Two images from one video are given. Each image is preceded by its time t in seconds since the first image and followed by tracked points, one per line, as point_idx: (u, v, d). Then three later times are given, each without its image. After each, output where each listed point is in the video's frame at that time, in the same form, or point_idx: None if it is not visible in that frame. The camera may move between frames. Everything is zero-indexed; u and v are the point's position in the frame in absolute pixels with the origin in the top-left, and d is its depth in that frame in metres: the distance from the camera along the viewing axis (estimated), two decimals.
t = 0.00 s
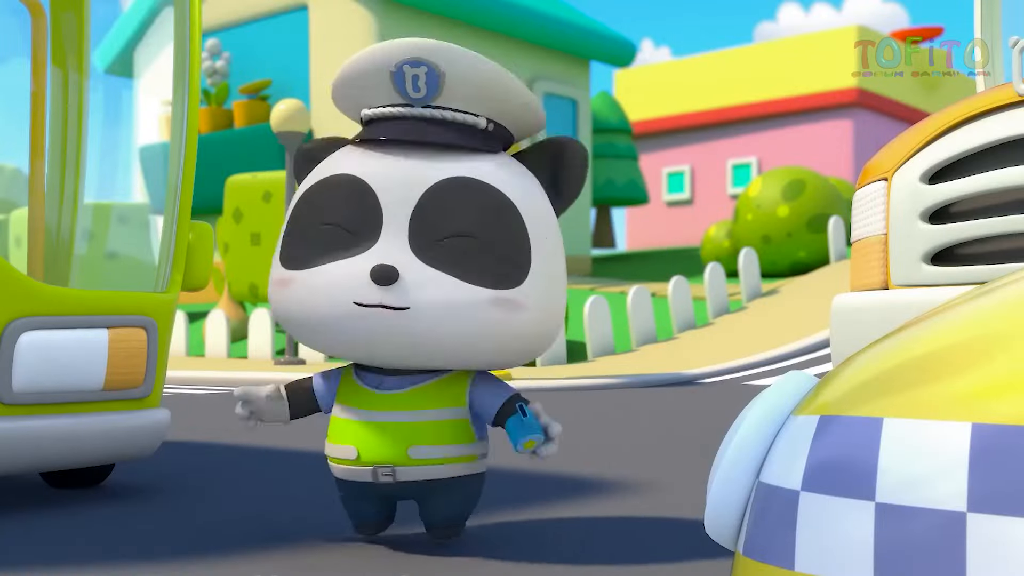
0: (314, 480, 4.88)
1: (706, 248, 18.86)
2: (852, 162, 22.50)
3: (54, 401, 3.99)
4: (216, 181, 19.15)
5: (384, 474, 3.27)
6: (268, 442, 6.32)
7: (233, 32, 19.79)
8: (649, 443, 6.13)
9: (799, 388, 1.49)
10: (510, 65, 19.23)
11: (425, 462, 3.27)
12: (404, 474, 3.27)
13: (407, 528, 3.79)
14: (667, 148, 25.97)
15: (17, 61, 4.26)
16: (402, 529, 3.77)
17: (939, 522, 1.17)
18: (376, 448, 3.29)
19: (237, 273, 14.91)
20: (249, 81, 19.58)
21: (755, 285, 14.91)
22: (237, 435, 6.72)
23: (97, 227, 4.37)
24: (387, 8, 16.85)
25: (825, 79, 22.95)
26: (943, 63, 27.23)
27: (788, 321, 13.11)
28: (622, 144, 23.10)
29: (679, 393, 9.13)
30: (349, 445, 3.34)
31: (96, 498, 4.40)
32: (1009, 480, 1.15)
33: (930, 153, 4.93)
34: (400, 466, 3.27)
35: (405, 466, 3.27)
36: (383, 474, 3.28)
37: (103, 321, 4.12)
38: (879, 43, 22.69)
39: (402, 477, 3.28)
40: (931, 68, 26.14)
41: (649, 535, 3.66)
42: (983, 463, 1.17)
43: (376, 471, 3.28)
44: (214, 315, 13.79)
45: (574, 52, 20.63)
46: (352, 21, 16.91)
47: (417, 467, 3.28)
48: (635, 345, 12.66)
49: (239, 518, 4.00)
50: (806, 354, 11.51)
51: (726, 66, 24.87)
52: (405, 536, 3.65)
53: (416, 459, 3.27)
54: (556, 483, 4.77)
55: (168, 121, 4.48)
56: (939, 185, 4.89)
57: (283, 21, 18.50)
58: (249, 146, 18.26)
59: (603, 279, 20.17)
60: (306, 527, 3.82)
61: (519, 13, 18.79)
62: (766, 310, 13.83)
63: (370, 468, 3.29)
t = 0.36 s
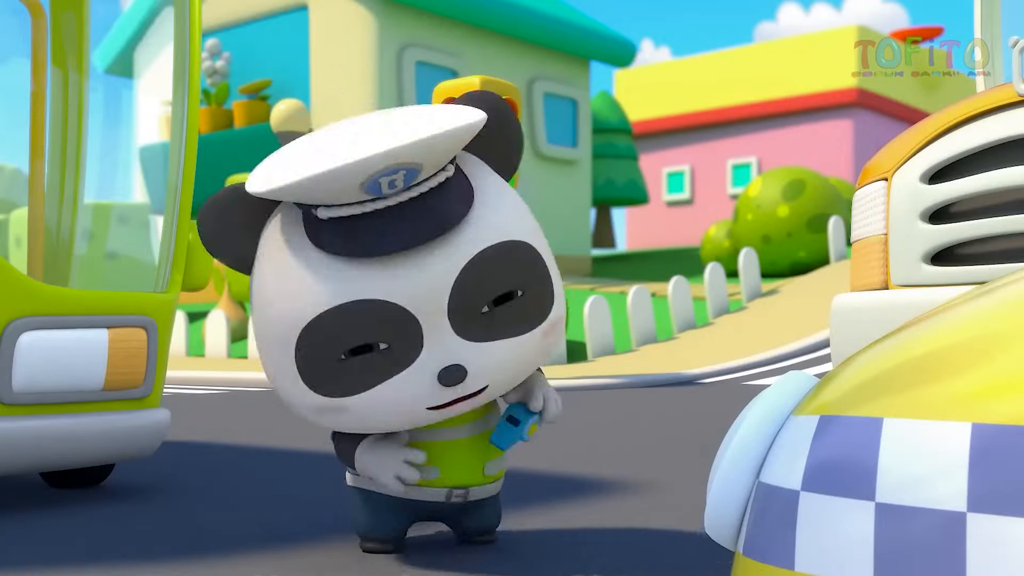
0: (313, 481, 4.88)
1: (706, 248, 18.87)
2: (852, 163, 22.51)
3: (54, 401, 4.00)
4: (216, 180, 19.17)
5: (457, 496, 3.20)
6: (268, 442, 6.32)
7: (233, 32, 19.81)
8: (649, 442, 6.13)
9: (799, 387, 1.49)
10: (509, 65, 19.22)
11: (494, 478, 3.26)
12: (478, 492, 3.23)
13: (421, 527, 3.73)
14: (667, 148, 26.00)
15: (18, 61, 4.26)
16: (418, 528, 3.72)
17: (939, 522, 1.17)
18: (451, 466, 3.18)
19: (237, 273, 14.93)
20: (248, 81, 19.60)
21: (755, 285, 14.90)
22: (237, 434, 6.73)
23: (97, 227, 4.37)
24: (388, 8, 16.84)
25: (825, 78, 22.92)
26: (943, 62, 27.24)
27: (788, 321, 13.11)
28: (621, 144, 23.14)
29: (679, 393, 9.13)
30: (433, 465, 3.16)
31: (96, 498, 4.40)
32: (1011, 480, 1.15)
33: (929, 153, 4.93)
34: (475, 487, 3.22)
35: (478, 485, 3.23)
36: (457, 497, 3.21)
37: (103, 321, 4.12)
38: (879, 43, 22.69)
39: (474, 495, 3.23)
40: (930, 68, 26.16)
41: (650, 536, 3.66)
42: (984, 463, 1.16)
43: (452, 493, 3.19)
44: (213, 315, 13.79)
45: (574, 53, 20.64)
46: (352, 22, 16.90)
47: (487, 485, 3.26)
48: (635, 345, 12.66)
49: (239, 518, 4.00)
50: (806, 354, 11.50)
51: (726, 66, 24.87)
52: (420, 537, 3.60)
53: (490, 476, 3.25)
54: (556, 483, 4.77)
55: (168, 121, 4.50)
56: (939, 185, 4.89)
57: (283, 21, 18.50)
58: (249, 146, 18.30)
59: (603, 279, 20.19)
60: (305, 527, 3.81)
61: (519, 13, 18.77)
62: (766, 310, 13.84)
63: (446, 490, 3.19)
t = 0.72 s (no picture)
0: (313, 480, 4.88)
1: (706, 248, 18.87)
2: (852, 163, 22.52)
3: (55, 401, 3.99)
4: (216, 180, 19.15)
5: (488, 484, 3.30)
6: (268, 442, 6.32)
7: (233, 32, 19.81)
8: (651, 442, 6.12)
9: (799, 388, 1.49)
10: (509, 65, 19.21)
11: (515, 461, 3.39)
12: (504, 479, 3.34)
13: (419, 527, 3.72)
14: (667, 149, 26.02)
15: (18, 61, 4.25)
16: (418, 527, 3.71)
17: (939, 522, 1.17)
18: (485, 454, 3.27)
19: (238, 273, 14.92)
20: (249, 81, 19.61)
21: (755, 285, 14.90)
22: (238, 435, 6.72)
23: (98, 227, 4.37)
24: (388, 8, 16.84)
25: (825, 79, 22.93)
26: (943, 63, 27.24)
27: (787, 321, 13.11)
28: (622, 144, 23.16)
29: (679, 393, 9.14)
30: (463, 451, 3.24)
31: (96, 498, 4.39)
32: (1010, 480, 1.15)
33: (929, 153, 4.93)
34: (503, 474, 3.33)
35: (505, 472, 3.34)
36: (487, 483, 3.29)
37: (103, 321, 4.12)
38: (878, 43, 22.70)
39: (500, 483, 3.34)
40: (930, 68, 26.16)
41: (650, 534, 3.66)
42: (984, 463, 1.16)
43: (484, 480, 3.28)
44: (213, 315, 13.79)
45: (574, 53, 20.65)
46: (353, 22, 16.91)
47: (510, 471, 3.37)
48: (635, 345, 12.67)
49: (239, 518, 3.99)
50: (806, 354, 11.50)
51: (726, 66, 24.87)
52: (420, 536, 3.59)
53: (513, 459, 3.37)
54: (556, 483, 4.77)
55: (169, 121, 4.52)
56: (939, 185, 4.89)
57: (283, 21, 18.50)
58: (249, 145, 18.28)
59: (602, 279, 20.19)
60: (305, 527, 3.81)
61: (519, 13, 18.77)
62: (766, 310, 13.84)
63: (478, 477, 3.27)
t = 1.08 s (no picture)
0: (312, 480, 4.88)
1: (706, 248, 18.85)
2: (853, 163, 22.51)
3: (54, 402, 3.99)
4: (215, 180, 19.15)
5: (423, 484, 3.15)
6: (268, 442, 6.33)
7: (233, 32, 19.75)
8: (653, 443, 6.12)
9: (799, 388, 1.49)
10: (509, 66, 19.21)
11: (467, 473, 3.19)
12: (445, 485, 3.16)
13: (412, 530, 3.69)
14: (667, 148, 26.01)
15: (17, 61, 4.26)
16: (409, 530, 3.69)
17: (939, 522, 1.17)
18: (413, 457, 3.17)
19: (237, 273, 14.91)
20: (249, 81, 19.56)
21: (755, 285, 14.90)
22: (238, 434, 6.72)
23: (97, 227, 4.37)
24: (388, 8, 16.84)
25: (825, 79, 22.93)
26: (943, 62, 27.25)
27: (786, 321, 13.11)
28: (621, 144, 23.16)
29: (679, 393, 9.14)
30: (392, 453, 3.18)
31: (96, 499, 4.39)
32: (1010, 480, 1.15)
33: (929, 153, 4.94)
34: (441, 478, 3.16)
35: (445, 476, 3.16)
36: (422, 485, 3.15)
37: (103, 321, 4.12)
38: (878, 43, 22.70)
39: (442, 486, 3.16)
40: (930, 68, 26.16)
41: (651, 536, 3.66)
42: (983, 463, 1.16)
43: (415, 482, 3.15)
44: (214, 315, 13.79)
45: (574, 53, 20.65)
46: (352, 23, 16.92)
47: (458, 479, 3.18)
48: (635, 345, 12.67)
49: (239, 518, 4.00)
50: (806, 354, 11.50)
51: (726, 66, 24.86)
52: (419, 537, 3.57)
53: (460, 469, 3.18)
54: (556, 483, 4.77)
55: (168, 121, 4.49)
56: (939, 185, 4.89)
57: (283, 21, 18.51)
58: (248, 146, 18.27)
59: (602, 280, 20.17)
60: (305, 527, 3.81)
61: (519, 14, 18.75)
62: (766, 310, 13.84)
63: (409, 479, 3.16)
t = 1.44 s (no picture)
0: (312, 480, 4.89)
1: (706, 248, 18.84)
2: (853, 163, 22.53)
3: (54, 401, 3.99)
4: (215, 180, 19.15)
5: (417, 487, 3.15)
6: (268, 442, 6.33)
7: (233, 32, 19.77)
8: (653, 443, 6.11)
9: (798, 389, 1.49)
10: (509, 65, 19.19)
11: (458, 481, 3.16)
12: (436, 489, 3.15)
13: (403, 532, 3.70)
14: (666, 148, 26.02)
15: (17, 61, 4.25)
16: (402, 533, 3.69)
17: (939, 522, 1.17)
18: (402, 460, 3.17)
19: (237, 273, 14.90)
20: (249, 81, 19.55)
21: (755, 285, 14.90)
22: (238, 434, 6.72)
23: (97, 227, 4.37)
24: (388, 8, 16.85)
25: (825, 78, 22.96)
26: (943, 62, 27.27)
27: (786, 321, 13.11)
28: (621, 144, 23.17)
29: (679, 393, 9.14)
30: (380, 454, 3.20)
31: (96, 498, 4.40)
32: (1008, 481, 1.15)
33: (929, 153, 4.94)
34: (433, 482, 3.15)
35: (436, 481, 3.15)
36: (414, 487, 3.15)
37: (103, 321, 4.12)
38: (878, 43, 22.73)
39: (433, 489, 3.16)
40: (931, 68, 26.20)
41: (652, 537, 3.66)
42: (982, 463, 1.17)
43: (408, 484, 3.15)
44: (213, 315, 13.78)
45: (574, 53, 20.67)
46: (353, 22, 16.94)
47: (450, 485, 3.16)
48: (635, 345, 12.67)
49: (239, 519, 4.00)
50: (806, 354, 11.51)
51: (726, 66, 24.88)
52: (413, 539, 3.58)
53: (451, 477, 3.16)
54: (556, 484, 4.77)
55: (168, 121, 4.50)
56: (939, 185, 4.89)
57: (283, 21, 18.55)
58: (249, 146, 18.28)
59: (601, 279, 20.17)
60: (304, 527, 3.82)
61: (519, 14, 18.72)
62: (766, 310, 13.85)
63: (402, 481, 3.16)
